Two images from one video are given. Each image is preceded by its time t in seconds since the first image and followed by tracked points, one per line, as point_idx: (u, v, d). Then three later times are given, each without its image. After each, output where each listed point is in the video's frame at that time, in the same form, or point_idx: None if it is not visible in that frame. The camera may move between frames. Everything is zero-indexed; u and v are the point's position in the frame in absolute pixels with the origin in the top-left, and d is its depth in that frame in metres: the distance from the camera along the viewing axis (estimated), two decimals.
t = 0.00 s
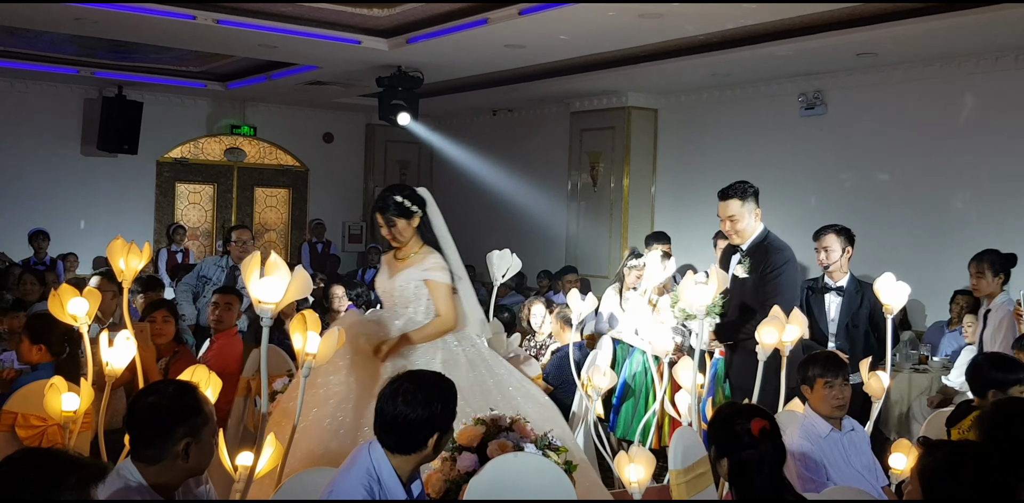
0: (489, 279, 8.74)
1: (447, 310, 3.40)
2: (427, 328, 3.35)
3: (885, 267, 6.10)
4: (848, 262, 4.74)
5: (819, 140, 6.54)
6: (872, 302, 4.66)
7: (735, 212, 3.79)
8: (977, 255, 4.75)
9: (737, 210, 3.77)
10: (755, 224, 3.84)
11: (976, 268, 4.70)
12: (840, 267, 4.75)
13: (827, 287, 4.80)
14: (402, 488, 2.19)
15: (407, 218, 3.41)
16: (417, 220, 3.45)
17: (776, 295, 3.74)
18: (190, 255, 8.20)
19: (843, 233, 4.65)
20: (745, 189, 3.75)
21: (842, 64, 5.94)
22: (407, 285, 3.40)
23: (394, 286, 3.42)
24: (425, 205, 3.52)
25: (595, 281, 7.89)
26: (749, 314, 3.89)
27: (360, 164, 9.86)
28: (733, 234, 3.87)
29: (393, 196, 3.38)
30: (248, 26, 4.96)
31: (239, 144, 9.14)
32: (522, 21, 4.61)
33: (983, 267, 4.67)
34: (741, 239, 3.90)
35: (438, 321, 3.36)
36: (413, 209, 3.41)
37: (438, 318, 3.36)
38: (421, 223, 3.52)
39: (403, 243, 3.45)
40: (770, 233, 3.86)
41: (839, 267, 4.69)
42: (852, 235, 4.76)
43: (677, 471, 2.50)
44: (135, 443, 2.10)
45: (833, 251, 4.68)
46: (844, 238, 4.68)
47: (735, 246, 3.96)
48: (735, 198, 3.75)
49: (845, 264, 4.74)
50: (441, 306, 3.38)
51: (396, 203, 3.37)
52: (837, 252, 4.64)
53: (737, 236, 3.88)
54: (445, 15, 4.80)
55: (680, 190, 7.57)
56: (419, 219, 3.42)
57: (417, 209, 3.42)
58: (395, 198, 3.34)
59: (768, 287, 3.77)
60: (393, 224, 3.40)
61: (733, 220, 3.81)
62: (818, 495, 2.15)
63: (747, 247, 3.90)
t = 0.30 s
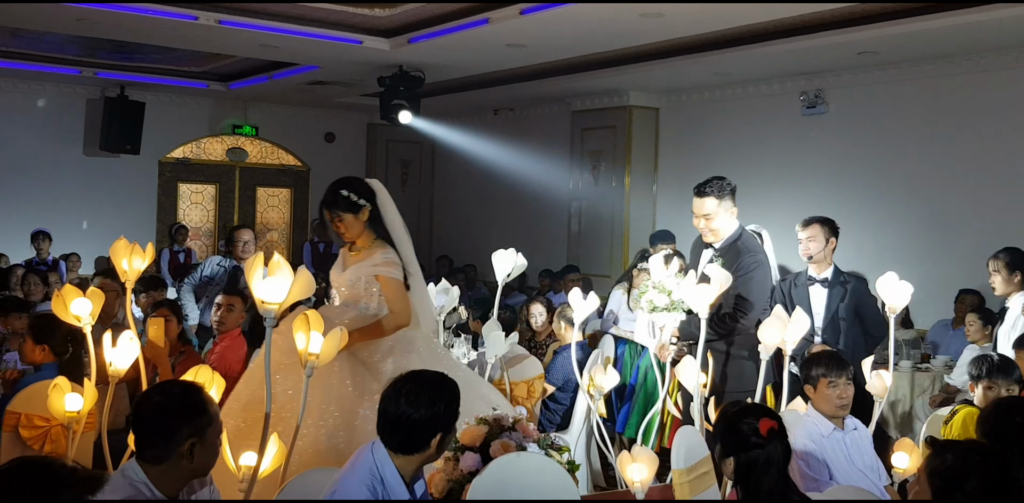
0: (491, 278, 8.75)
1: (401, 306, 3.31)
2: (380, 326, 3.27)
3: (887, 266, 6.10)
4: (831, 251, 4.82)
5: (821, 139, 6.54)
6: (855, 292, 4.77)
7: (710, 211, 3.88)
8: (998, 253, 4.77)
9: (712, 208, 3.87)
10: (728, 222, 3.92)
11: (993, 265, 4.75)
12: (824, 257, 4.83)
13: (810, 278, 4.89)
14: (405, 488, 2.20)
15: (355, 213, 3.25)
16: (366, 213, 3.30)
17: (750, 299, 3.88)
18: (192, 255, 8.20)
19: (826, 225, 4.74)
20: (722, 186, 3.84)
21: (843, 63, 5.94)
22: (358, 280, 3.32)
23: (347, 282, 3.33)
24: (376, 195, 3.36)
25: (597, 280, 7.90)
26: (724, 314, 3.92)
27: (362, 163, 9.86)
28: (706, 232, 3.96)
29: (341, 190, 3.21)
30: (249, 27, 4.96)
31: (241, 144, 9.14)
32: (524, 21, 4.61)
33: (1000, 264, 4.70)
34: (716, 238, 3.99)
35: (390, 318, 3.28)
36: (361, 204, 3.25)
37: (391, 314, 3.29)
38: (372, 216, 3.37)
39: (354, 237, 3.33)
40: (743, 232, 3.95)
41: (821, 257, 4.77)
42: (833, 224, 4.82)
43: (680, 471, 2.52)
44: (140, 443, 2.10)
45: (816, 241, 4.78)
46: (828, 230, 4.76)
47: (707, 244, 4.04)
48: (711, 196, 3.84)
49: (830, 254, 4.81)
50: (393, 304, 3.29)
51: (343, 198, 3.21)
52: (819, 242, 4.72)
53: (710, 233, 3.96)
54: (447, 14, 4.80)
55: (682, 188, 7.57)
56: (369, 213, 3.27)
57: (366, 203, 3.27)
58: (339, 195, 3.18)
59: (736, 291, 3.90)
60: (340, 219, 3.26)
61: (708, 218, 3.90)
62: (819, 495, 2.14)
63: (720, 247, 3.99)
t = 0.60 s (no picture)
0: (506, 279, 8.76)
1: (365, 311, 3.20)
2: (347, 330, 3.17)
3: (905, 266, 6.06)
4: (832, 234, 4.94)
5: (838, 139, 6.50)
6: (857, 275, 4.85)
7: (683, 209, 3.70)
8: None
9: (685, 206, 3.69)
10: (704, 220, 3.75)
11: None
12: (823, 239, 4.94)
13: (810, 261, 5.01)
14: (422, 488, 2.21)
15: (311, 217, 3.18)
16: (324, 217, 3.23)
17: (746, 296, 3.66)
18: (210, 256, 8.26)
19: (827, 206, 4.88)
20: (694, 183, 3.67)
21: (861, 62, 5.90)
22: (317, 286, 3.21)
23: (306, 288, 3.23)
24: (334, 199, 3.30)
25: (613, 281, 7.89)
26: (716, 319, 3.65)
27: (378, 164, 9.89)
28: (682, 232, 3.78)
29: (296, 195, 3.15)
30: (265, 29, 4.98)
31: (258, 145, 9.19)
32: (539, 21, 4.61)
33: None
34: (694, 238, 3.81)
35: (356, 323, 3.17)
36: (318, 207, 3.19)
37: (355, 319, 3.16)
38: (331, 221, 3.30)
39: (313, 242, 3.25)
40: (722, 231, 3.76)
41: (820, 237, 4.91)
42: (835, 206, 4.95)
43: (696, 471, 2.53)
44: (162, 442, 2.13)
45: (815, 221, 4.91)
46: (828, 211, 4.89)
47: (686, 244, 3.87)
48: (683, 194, 3.68)
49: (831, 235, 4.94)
50: (357, 309, 3.17)
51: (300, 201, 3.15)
52: (819, 223, 4.87)
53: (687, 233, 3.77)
54: (462, 15, 4.81)
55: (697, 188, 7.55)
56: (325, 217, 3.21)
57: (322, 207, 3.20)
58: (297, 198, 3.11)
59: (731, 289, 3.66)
60: (299, 223, 3.19)
61: (681, 217, 3.72)
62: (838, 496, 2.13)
63: (699, 246, 3.81)
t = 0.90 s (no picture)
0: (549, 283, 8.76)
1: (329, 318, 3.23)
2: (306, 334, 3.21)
3: (956, 271, 5.94)
4: (862, 236, 4.56)
5: (884, 140, 6.40)
6: (882, 279, 4.48)
7: (669, 206, 3.73)
8: None
9: (672, 203, 3.72)
10: (692, 218, 3.77)
11: None
12: (852, 242, 4.57)
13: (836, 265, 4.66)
14: (466, 490, 2.21)
15: (291, 212, 3.25)
16: (302, 212, 3.28)
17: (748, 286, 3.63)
18: (255, 259, 8.38)
19: (859, 207, 4.47)
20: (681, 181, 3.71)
21: (908, 63, 5.81)
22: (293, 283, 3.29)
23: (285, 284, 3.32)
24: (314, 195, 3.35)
25: (657, 285, 7.86)
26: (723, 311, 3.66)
27: (419, 168, 9.96)
28: (671, 231, 3.79)
29: (273, 189, 3.22)
30: (310, 34, 5.05)
31: (301, 149, 9.31)
32: (582, 24, 4.62)
33: None
34: (685, 236, 3.82)
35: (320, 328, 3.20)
36: (296, 202, 3.25)
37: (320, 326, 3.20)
38: (309, 218, 3.35)
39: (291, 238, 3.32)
40: (712, 226, 3.79)
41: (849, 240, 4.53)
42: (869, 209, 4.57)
43: (741, 478, 2.50)
44: (212, 440, 2.16)
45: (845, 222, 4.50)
46: (861, 212, 4.48)
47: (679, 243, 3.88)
48: (670, 191, 3.71)
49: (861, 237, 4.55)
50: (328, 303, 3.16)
51: (279, 196, 3.22)
52: (849, 224, 4.49)
53: (677, 231, 3.79)
54: (505, 19, 4.83)
55: (742, 191, 7.48)
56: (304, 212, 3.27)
57: (300, 203, 3.26)
58: (274, 193, 3.18)
59: (729, 277, 3.67)
60: (276, 218, 3.25)
61: (669, 214, 3.75)
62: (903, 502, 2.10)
63: (691, 243, 3.82)
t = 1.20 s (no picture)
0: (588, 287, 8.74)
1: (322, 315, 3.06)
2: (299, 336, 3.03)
3: (1005, 276, 5.81)
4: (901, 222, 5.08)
5: (930, 144, 6.29)
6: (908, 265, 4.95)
7: (671, 204, 3.51)
8: None
9: (674, 201, 3.50)
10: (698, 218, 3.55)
11: None
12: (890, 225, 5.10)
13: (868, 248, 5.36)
14: (508, 493, 2.21)
15: (275, 217, 3.09)
16: (287, 215, 3.12)
17: (752, 293, 3.38)
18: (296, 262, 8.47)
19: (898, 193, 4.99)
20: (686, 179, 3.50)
21: (955, 65, 5.71)
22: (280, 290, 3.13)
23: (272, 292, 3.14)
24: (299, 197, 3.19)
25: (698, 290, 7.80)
26: (726, 317, 3.42)
27: (459, 172, 10.00)
28: (672, 232, 3.58)
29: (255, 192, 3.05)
30: (352, 39, 5.10)
31: (342, 154, 9.41)
32: (625, 27, 4.60)
33: None
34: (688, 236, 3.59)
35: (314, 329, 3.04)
36: (280, 206, 3.08)
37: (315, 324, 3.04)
38: (295, 221, 3.19)
39: (277, 243, 3.16)
40: (715, 230, 3.56)
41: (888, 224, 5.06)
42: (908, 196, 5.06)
43: (784, 483, 2.47)
44: (257, 439, 2.18)
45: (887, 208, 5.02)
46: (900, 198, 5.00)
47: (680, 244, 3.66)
48: (675, 188, 3.49)
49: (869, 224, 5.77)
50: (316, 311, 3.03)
51: (260, 199, 3.05)
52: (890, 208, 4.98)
53: (678, 232, 3.57)
54: (547, 23, 4.83)
55: (784, 195, 7.41)
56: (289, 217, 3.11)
57: (286, 206, 3.10)
58: (257, 196, 3.01)
59: (733, 284, 3.41)
60: (261, 223, 3.08)
61: (670, 213, 3.53)
62: None
63: (692, 245, 3.59)
